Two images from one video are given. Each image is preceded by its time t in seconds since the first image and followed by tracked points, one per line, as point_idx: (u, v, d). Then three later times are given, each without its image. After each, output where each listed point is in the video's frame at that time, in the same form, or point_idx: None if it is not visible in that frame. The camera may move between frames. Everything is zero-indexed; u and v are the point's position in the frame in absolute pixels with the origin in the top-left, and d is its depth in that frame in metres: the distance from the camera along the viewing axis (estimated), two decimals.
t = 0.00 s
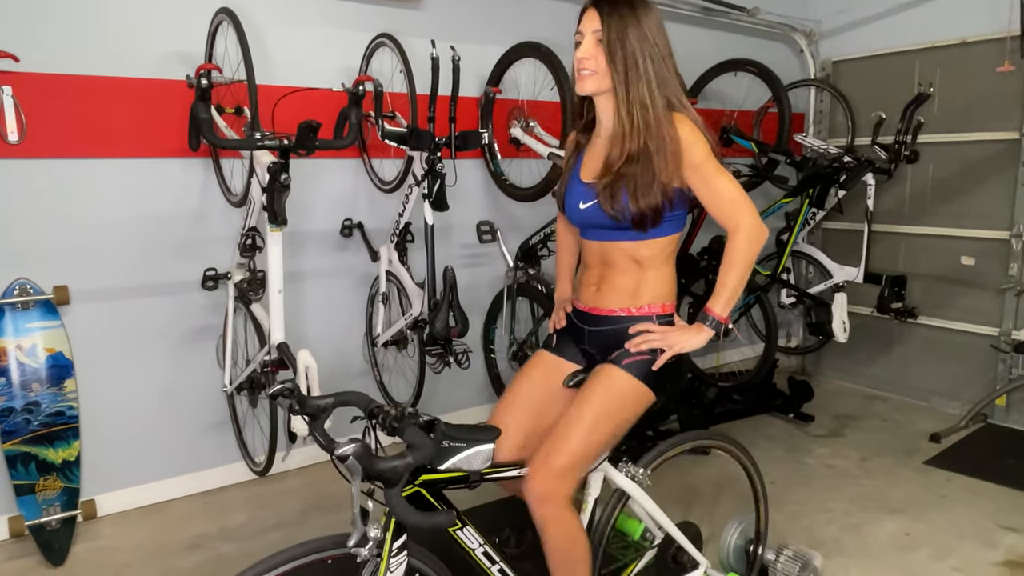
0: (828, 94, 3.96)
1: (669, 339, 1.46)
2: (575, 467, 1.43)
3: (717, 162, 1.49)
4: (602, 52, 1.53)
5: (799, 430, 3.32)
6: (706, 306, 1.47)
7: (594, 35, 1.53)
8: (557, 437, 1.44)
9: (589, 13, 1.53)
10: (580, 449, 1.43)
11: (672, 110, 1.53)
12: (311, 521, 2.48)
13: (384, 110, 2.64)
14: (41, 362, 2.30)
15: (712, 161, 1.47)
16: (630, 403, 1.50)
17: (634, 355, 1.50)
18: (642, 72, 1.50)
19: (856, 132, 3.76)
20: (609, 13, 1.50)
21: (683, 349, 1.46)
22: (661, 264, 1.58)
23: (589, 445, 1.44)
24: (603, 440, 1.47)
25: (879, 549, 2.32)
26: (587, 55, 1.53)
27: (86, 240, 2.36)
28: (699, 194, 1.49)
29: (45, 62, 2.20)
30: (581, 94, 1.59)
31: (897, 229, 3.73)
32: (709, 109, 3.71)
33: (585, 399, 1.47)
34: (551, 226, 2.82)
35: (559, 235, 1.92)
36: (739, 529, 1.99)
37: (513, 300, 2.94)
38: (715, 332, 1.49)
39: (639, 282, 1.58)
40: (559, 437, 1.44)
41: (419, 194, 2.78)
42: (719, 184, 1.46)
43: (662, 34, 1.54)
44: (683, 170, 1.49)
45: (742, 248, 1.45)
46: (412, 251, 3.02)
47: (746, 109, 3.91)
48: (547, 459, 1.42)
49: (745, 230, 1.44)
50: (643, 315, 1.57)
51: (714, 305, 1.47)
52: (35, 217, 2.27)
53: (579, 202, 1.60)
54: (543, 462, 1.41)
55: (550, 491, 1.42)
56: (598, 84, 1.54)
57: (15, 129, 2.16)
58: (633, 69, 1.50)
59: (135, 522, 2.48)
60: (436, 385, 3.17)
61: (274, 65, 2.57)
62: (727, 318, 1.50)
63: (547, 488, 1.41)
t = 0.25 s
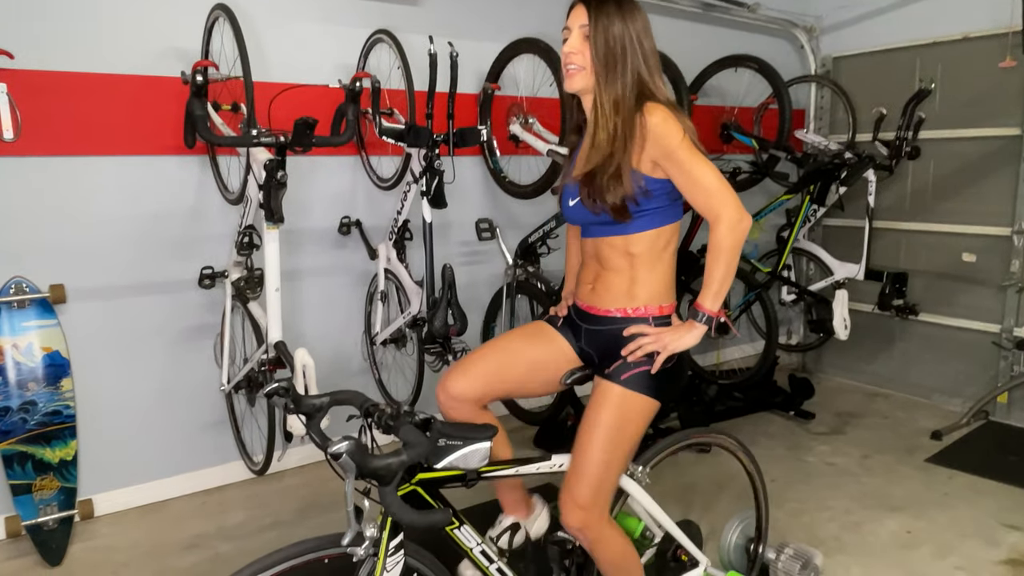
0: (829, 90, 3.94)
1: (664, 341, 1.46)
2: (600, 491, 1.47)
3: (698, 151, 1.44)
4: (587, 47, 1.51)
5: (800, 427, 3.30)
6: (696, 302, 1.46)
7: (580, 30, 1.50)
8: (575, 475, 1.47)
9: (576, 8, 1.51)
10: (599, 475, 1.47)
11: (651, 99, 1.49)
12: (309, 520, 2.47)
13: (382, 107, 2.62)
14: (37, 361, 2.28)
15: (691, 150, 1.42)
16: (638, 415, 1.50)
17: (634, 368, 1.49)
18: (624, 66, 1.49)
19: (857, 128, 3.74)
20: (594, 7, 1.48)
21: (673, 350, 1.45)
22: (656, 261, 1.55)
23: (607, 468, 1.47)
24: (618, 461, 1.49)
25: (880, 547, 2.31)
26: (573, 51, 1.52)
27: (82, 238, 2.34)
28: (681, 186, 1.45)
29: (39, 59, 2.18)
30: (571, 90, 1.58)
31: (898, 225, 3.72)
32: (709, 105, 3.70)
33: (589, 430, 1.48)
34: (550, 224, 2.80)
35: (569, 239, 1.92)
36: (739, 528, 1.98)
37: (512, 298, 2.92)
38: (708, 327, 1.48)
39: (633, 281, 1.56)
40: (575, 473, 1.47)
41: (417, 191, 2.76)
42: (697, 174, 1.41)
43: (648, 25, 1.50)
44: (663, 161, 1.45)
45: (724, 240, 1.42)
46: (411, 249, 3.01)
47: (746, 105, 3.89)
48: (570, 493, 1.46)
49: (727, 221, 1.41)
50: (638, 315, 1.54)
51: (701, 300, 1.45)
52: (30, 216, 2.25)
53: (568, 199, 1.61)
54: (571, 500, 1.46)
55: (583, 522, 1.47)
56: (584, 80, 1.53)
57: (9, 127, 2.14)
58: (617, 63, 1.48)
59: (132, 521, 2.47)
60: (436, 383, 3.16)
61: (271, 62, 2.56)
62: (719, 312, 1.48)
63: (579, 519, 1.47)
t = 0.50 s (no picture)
0: (829, 87, 3.93)
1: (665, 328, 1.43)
2: (553, 422, 1.33)
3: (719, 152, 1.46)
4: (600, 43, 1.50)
5: (800, 425, 3.30)
6: (704, 296, 1.46)
7: (591, 25, 1.50)
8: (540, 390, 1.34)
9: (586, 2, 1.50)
10: (564, 406, 1.33)
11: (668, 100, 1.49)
12: (309, 518, 2.47)
13: (381, 105, 2.62)
14: (37, 359, 2.28)
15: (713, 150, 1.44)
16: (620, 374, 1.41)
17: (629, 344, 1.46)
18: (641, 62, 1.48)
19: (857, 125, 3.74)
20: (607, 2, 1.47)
21: (678, 338, 1.42)
22: (659, 260, 1.56)
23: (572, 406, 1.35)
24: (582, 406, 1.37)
25: (880, 544, 2.30)
26: (585, 47, 1.51)
27: (81, 237, 2.34)
28: (701, 186, 1.47)
29: (38, 57, 2.18)
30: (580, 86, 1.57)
31: (898, 222, 3.71)
32: (709, 102, 3.70)
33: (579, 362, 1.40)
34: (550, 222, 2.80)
35: (553, 229, 1.88)
36: (739, 526, 1.98)
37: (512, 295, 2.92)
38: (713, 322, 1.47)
39: (634, 277, 1.55)
40: (532, 394, 1.33)
41: (417, 189, 2.76)
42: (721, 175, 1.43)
43: (660, 23, 1.50)
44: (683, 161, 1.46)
45: (744, 239, 1.43)
46: (411, 247, 3.01)
47: (746, 102, 3.89)
48: (517, 411, 1.31)
49: (748, 221, 1.42)
50: (639, 307, 1.54)
51: (713, 296, 1.45)
52: (29, 215, 2.25)
53: (578, 196, 1.56)
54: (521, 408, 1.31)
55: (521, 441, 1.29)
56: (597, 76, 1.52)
57: (8, 125, 2.14)
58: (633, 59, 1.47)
59: (133, 520, 2.47)
60: (436, 381, 3.16)
61: (270, 60, 2.55)
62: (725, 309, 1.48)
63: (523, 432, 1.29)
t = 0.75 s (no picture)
0: (829, 85, 3.93)
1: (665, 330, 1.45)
2: (578, 469, 1.42)
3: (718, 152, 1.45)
4: (603, 45, 1.50)
5: (800, 422, 3.30)
6: (704, 296, 1.45)
7: (594, 27, 1.49)
8: (558, 439, 1.42)
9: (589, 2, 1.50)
10: (582, 448, 1.42)
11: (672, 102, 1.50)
12: (310, 517, 2.47)
13: (381, 103, 2.62)
14: (38, 358, 2.28)
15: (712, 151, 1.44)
16: (631, 399, 1.48)
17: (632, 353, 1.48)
18: (642, 64, 1.47)
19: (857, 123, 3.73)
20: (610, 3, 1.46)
21: (678, 340, 1.44)
22: (660, 257, 1.56)
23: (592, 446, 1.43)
24: (603, 438, 1.45)
25: (880, 541, 2.31)
26: (588, 47, 1.50)
27: (81, 235, 2.34)
28: (700, 186, 1.46)
29: (38, 56, 2.17)
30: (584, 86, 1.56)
31: (899, 220, 3.71)
32: (709, 100, 3.70)
33: (587, 399, 1.46)
34: (551, 220, 2.79)
35: (561, 234, 1.89)
36: (740, 523, 1.97)
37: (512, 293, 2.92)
38: (713, 322, 1.47)
39: (636, 276, 1.55)
40: (555, 444, 1.42)
41: (417, 187, 2.76)
42: (719, 175, 1.42)
43: (663, 23, 1.50)
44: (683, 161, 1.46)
45: (743, 238, 1.42)
46: (411, 245, 3.01)
47: (746, 99, 3.88)
48: (545, 471, 1.40)
49: (748, 221, 1.41)
50: (641, 307, 1.54)
51: (713, 296, 1.44)
52: (29, 213, 2.25)
53: (578, 195, 1.57)
54: (548, 463, 1.41)
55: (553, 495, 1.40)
56: (599, 77, 1.52)
57: (8, 124, 2.14)
58: (634, 62, 1.47)
59: (134, 518, 2.47)
60: (436, 379, 3.15)
61: (270, 58, 2.55)
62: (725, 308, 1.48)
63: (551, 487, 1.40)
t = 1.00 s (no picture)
0: (829, 83, 3.93)
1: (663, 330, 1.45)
2: (598, 486, 1.46)
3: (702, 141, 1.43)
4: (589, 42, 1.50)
5: (800, 420, 3.31)
6: (695, 289, 1.45)
7: (581, 25, 1.49)
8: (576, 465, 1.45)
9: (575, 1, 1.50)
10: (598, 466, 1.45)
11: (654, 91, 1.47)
12: (311, 515, 2.47)
13: (381, 102, 2.62)
14: (38, 357, 2.28)
15: (696, 140, 1.42)
16: (637, 408, 1.49)
17: (635, 360, 1.49)
18: (626, 59, 1.46)
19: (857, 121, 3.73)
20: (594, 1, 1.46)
21: (673, 337, 1.44)
22: (657, 255, 1.55)
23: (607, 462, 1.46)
24: (616, 453, 1.48)
25: (881, 539, 2.31)
26: (575, 46, 1.51)
27: (81, 234, 2.34)
28: (686, 177, 1.45)
29: (37, 55, 2.17)
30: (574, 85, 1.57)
31: (898, 218, 3.71)
32: (709, 98, 3.69)
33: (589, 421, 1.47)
34: (551, 218, 2.79)
35: (569, 234, 1.89)
36: (740, 521, 1.98)
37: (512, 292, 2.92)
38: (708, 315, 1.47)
39: (634, 275, 1.55)
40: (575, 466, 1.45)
41: (417, 186, 2.76)
42: (702, 164, 1.41)
43: (649, 18, 1.48)
44: (667, 152, 1.45)
45: (729, 227, 1.41)
46: (411, 244, 3.01)
47: (746, 98, 3.88)
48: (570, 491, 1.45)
49: (734, 210, 1.40)
50: (639, 307, 1.54)
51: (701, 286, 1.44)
52: (29, 212, 2.25)
53: (573, 192, 1.59)
54: (570, 489, 1.45)
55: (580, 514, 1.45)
56: (587, 75, 1.52)
57: (7, 123, 2.14)
58: (619, 57, 1.46)
59: (134, 517, 2.47)
60: (436, 378, 3.16)
61: (269, 57, 2.54)
62: (719, 299, 1.47)
63: (576, 510, 1.45)
